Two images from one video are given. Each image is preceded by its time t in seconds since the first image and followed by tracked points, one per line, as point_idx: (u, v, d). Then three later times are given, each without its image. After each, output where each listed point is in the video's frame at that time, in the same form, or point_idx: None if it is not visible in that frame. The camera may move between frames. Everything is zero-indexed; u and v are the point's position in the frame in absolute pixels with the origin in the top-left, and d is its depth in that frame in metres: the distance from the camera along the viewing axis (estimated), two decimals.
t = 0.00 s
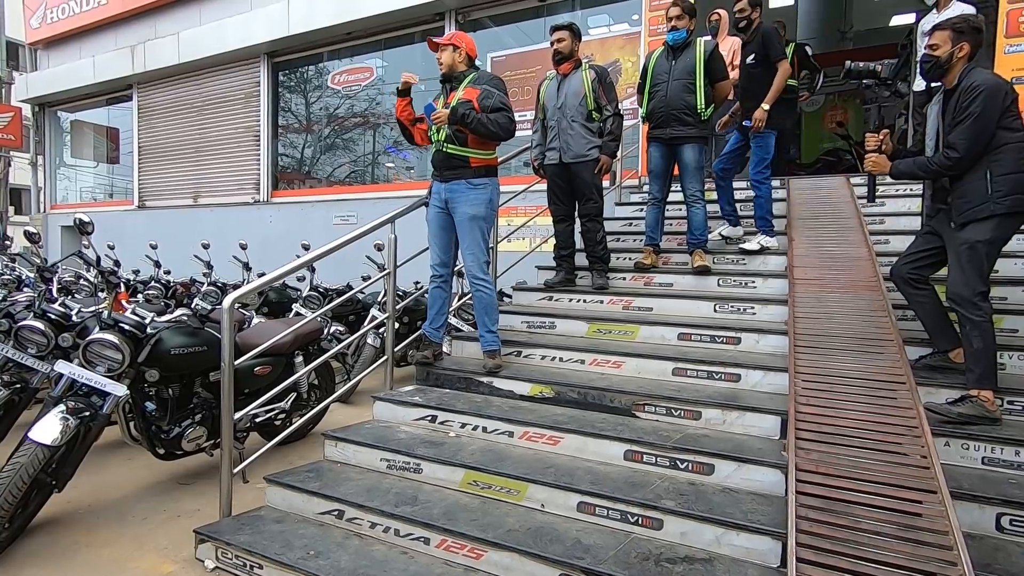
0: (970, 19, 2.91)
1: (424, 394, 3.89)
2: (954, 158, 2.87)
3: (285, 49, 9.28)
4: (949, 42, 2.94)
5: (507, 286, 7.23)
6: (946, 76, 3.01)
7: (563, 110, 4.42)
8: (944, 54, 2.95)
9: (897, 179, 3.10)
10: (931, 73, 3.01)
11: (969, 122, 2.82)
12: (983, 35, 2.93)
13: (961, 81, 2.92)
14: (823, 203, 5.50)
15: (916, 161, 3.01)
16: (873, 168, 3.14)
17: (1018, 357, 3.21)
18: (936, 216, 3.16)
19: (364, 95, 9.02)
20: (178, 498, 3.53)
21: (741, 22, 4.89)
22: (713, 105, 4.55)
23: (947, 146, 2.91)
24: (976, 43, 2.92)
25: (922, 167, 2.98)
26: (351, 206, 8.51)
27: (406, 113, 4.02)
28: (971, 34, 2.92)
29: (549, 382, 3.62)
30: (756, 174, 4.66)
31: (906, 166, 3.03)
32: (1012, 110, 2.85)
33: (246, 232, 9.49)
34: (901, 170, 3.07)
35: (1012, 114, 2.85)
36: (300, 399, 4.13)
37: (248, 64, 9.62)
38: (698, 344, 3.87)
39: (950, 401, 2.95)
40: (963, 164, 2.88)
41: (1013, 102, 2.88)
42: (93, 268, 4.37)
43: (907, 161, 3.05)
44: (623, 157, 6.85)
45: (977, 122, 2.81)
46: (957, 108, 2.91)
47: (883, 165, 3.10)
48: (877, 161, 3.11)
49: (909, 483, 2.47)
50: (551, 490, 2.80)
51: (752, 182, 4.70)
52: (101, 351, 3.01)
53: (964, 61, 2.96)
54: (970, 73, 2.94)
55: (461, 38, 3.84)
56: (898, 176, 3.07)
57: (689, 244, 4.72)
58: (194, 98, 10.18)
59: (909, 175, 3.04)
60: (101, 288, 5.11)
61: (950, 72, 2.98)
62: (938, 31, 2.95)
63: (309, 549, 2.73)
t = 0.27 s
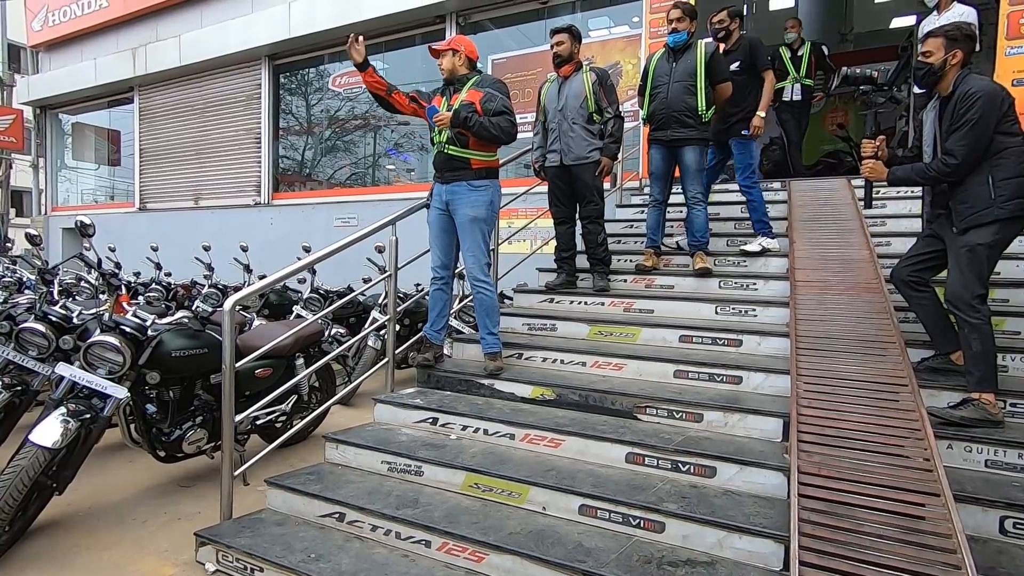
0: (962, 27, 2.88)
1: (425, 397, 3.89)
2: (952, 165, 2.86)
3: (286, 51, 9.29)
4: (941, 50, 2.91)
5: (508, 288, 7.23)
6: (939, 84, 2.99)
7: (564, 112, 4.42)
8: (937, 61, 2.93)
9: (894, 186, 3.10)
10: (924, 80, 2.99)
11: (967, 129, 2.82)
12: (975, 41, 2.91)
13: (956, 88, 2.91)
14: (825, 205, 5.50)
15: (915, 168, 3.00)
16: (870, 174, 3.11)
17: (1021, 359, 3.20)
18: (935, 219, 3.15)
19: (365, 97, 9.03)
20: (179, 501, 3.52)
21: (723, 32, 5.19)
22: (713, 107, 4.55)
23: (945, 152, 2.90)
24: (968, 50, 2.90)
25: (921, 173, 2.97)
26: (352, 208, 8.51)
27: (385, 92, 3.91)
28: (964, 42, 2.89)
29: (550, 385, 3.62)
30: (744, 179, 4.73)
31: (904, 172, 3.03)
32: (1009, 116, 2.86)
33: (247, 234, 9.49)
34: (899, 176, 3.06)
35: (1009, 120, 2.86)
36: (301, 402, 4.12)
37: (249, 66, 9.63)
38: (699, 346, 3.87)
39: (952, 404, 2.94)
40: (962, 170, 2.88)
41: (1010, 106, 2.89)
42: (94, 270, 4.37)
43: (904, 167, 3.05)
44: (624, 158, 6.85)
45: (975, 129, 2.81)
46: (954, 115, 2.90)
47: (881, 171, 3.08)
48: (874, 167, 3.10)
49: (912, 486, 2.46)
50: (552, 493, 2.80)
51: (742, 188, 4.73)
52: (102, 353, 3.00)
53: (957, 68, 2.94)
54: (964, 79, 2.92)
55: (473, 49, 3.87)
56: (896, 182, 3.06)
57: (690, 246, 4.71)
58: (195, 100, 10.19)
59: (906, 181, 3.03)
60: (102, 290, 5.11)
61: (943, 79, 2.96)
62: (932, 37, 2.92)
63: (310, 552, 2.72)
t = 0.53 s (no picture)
0: (956, 33, 2.89)
1: (424, 399, 3.88)
2: (952, 171, 2.84)
3: (285, 53, 9.29)
4: (936, 55, 2.91)
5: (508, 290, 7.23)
6: (934, 90, 2.98)
7: (563, 114, 4.42)
8: (931, 66, 2.92)
9: (892, 192, 3.07)
10: (918, 85, 2.97)
11: (966, 135, 2.81)
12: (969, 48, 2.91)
13: (953, 94, 2.90)
14: (825, 206, 5.49)
15: (913, 173, 2.98)
16: (867, 180, 3.07)
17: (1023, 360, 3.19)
18: (933, 222, 3.14)
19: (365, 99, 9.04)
20: (178, 504, 3.51)
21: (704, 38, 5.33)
22: (713, 108, 4.55)
23: (944, 158, 2.88)
24: (963, 56, 2.90)
25: (919, 179, 2.96)
26: (352, 210, 8.51)
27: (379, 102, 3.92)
28: (958, 48, 2.90)
29: (550, 387, 3.61)
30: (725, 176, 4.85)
31: (901, 178, 3.01)
32: (1006, 122, 2.86)
33: (247, 236, 9.48)
34: (896, 182, 3.04)
35: (1008, 126, 2.86)
36: (301, 404, 4.11)
37: (249, 68, 9.64)
38: (699, 348, 3.86)
39: (954, 407, 2.93)
40: (961, 176, 2.86)
41: (1007, 113, 2.89)
42: (94, 272, 4.36)
43: (901, 173, 3.03)
44: (624, 160, 6.85)
45: (974, 135, 2.79)
46: (952, 121, 2.88)
47: (878, 176, 3.05)
48: (872, 173, 3.06)
49: (914, 488, 2.45)
50: (552, 496, 2.79)
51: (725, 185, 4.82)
52: (101, 355, 3.00)
53: (951, 74, 2.93)
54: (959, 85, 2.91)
55: (469, 47, 3.85)
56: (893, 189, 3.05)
57: (690, 248, 4.71)
58: (195, 102, 10.20)
59: (904, 186, 3.02)
60: (102, 292, 5.10)
61: (938, 84, 2.94)
62: (926, 43, 2.92)
63: (310, 555, 2.71)
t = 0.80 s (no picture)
0: (950, 37, 2.88)
1: (423, 399, 3.87)
2: (949, 174, 2.85)
3: (283, 52, 9.28)
4: (931, 60, 2.88)
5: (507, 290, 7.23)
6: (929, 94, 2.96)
7: (561, 114, 4.41)
8: (927, 71, 2.89)
9: (888, 195, 3.08)
10: (913, 90, 2.95)
11: (963, 139, 2.81)
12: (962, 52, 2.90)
13: (949, 99, 2.89)
14: (823, 206, 5.50)
15: (909, 177, 2.99)
16: (863, 183, 3.09)
17: (1021, 360, 3.19)
18: (928, 224, 3.14)
19: (363, 98, 9.03)
20: (175, 504, 3.50)
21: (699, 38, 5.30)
22: (711, 108, 4.55)
23: (941, 161, 2.88)
24: (957, 60, 2.88)
25: (915, 183, 2.96)
26: (350, 210, 8.50)
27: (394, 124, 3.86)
28: (951, 51, 2.88)
29: (549, 387, 3.60)
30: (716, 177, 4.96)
31: (898, 182, 3.02)
32: (1003, 126, 2.86)
33: (245, 236, 9.47)
34: (893, 186, 3.05)
35: (1005, 130, 2.87)
36: (298, 404, 4.10)
37: (246, 68, 9.62)
38: (698, 348, 3.85)
39: (952, 407, 2.93)
40: (959, 179, 2.86)
41: (1005, 116, 2.89)
42: (90, 272, 4.35)
43: (898, 177, 3.04)
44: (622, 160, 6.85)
45: (972, 138, 2.80)
46: (948, 125, 2.88)
47: (874, 180, 3.06)
48: (868, 176, 3.07)
49: (913, 488, 2.45)
50: (551, 495, 2.78)
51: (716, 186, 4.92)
52: (97, 355, 2.98)
53: (946, 78, 2.91)
54: (954, 89, 2.90)
55: (467, 38, 3.82)
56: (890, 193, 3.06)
57: (689, 248, 4.71)
58: (192, 102, 10.17)
59: (901, 190, 3.02)
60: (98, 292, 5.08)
61: (933, 88, 2.92)
62: (921, 47, 2.90)
63: (308, 556, 2.70)
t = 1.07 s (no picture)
0: (945, 39, 2.87)
1: (420, 397, 3.86)
2: (947, 177, 2.82)
3: (279, 49, 9.24)
4: (927, 62, 2.89)
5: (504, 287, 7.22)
6: (926, 96, 2.96)
7: (558, 111, 4.39)
8: (923, 73, 2.90)
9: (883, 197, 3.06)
10: (910, 92, 2.96)
11: (962, 142, 2.80)
12: (959, 54, 2.90)
13: (947, 102, 2.90)
14: (819, 204, 5.50)
15: (907, 179, 2.97)
16: (860, 185, 3.04)
17: (1016, 357, 3.20)
18: (921, 224, 3.13)
19: (359, 95, 9.00)
20: (171, 502, 3.49)
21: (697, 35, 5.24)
22: (708, 106, 4.54)
23: (939, 164, 2.87)
24: (953, 62, 2.89)
25: (912, 185, 2.95)
26: (347, 207, 8.48)
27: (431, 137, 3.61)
28: (947, 54, 2.88)
29: (546, 384, 3.60)
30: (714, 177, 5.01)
31: (895, 184, 3.01)
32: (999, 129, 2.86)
33: (241, 233, 9.44)
34: (889, 187, 3.03)
35: (1001, 133, 2.87)
36: (295, 402, 4.09)
37: (242, 65, 9.58)
38: (695, 345, 3.85)
39: (947, 404, 2.93)
40: (956, 182, 2.84)
41: (1002, 120, 2.89)
42: (85, 270, 4.32)
43: (895, 179, 3.02)
44: (619, 158, 6.84)
45: (970, 142, 2.79)
46: (947, 128, 2.87)
47: (872, 182, 3.02)
48: (865, 178, 3.03)
49: (909, 485, 2.46)
50: (547, 493, 2.78)
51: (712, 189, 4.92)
52: (91, 353, 2.97)
53: (943, 81, 2.91)
54: (950, 91, 2.91)
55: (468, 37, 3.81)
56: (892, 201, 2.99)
57: (686, 245, 4.70)
58: (188, 99, 10.13)
59: (897, 192, 3.01)
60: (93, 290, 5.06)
61: (930, 91, 2.93)
62: (917, 50, 2.90)
63: (304, 554, 2.70)
